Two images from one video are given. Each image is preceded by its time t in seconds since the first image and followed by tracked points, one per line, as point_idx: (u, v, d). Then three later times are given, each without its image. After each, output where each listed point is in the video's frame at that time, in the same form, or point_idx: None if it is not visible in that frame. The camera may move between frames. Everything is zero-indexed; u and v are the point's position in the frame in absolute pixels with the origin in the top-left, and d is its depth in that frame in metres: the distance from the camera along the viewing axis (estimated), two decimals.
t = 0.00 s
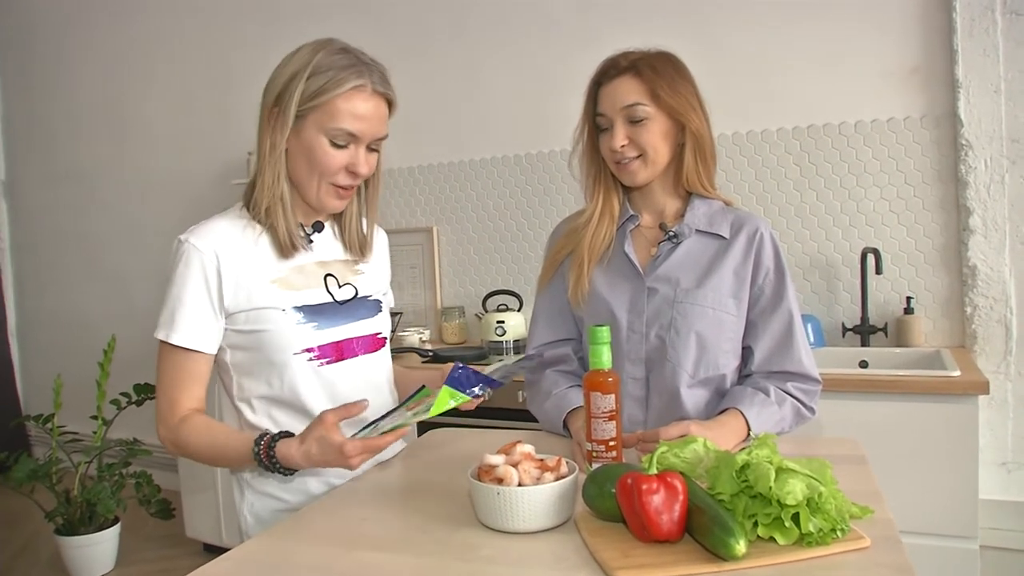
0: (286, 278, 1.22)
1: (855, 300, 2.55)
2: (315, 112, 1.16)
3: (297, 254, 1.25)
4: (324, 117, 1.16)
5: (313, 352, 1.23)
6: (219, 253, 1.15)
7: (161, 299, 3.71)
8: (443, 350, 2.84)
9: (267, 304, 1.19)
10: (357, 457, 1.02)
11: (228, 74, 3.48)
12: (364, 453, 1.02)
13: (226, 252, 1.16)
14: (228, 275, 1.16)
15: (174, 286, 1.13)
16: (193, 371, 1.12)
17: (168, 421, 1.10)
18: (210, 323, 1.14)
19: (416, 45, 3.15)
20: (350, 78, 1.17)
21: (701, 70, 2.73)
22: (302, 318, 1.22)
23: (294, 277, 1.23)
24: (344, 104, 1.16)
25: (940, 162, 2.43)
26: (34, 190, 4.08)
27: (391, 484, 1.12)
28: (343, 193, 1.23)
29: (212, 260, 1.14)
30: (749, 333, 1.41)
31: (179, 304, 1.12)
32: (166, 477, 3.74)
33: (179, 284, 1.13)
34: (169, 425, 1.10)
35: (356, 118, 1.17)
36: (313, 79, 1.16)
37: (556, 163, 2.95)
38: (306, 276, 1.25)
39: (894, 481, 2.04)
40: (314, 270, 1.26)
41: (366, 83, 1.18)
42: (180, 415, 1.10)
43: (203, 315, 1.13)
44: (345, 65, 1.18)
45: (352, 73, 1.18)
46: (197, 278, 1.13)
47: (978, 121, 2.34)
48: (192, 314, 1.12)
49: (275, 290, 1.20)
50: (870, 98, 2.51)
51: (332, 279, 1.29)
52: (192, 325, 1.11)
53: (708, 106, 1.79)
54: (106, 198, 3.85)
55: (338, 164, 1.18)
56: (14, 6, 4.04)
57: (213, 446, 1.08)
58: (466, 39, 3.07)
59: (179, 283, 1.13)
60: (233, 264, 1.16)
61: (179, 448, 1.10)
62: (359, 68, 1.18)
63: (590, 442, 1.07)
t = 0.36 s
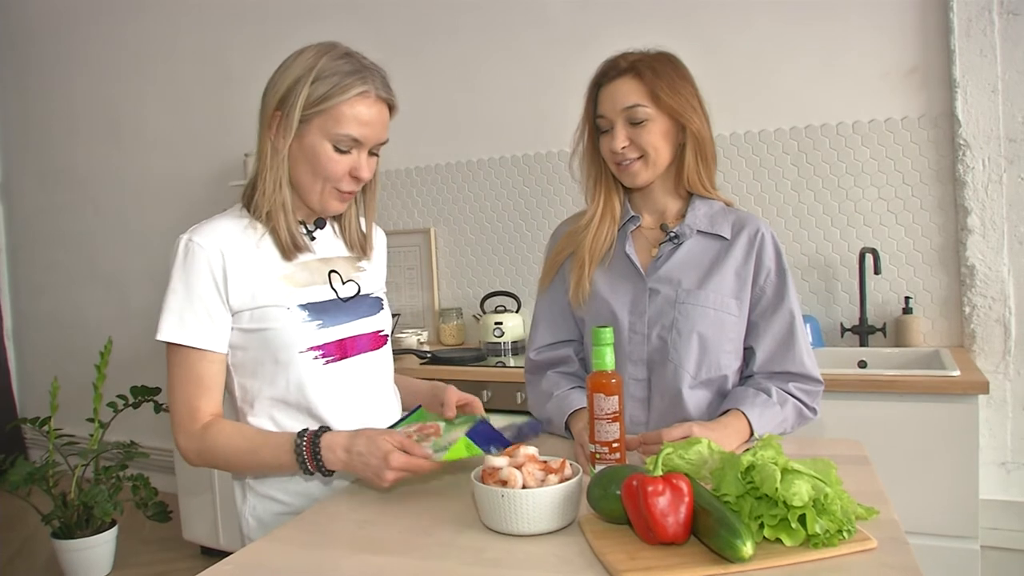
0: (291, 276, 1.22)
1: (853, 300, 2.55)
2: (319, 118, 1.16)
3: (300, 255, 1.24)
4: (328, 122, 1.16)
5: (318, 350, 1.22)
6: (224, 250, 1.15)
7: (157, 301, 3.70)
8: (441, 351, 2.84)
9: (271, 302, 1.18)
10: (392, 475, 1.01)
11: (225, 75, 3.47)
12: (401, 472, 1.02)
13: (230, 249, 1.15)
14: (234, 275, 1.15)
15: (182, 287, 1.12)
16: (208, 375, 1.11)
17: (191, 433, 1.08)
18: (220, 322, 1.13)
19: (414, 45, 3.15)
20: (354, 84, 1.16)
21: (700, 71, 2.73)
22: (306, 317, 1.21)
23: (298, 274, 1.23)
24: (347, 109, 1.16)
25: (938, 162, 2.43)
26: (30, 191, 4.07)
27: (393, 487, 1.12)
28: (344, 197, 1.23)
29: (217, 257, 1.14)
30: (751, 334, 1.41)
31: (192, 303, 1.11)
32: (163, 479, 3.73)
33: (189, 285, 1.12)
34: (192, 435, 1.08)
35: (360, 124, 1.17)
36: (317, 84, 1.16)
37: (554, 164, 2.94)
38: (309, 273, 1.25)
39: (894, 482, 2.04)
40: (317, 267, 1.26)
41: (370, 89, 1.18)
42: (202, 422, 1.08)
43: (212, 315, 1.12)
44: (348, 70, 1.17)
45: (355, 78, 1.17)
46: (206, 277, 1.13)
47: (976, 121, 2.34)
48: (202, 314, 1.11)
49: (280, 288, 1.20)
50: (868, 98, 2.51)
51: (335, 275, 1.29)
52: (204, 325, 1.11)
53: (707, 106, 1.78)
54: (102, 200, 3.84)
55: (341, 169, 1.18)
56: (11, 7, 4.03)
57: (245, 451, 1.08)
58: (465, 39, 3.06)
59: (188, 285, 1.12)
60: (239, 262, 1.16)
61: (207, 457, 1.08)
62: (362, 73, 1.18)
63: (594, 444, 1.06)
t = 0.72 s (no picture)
0: (291, 281, 1.22)
1: (852, 300, 2.55)
2: (323, 124, 1.16)
3: (303, 261, 1.24)
4: (332, 128, 1.16)
5: (319, 356, 1.22)
6: (224, 255, 1.15)
7: (155, 306, 3.69)
8: (440, 354, 2.84)
9: (272, 308, 1.18)
10: (397, 475, 1.01)
11: (222, 78, 3.47)
12: (406, 476, 1.02)
13: (231, 255, 1.15)
14: (235, 280, 1.15)
15: (184, 294, 1.12)
16: (213, 382, 1.11)
17: (198, 441, 1.07)
18: (222, 329, 1.13)
19: (412, 48, 3.15)
20: (357, 89, 1.17)
21: (697, 72, 2.73)
22: (308, 322, 1.21)
23: (299, 280, 1.23)
24: (350, 114, 1.16)
25: (936, 163, 2.43)
26: (27, 196, 4.06)
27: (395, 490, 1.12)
28: (348, 202, 1.23)
29: (217, 262, 1.14)
30: (752, 335, 1.41)
31: (194, 309, 1.11)
32: (161, 485, 3.72)
33: (192, 291, 1.12)
34: (198, 443, 1.07)
35: (363, 128, 1.17)
36: (319, 90, 1.16)
37: (552, 166, 2.95)
38: (310, 278, 1.24)
39: (895, 482, 2.04)
40: (318, 272, 1.26)
41: (372, 93, 1.18)
42: (208, 430, 1.08)
43: (215, 321, 1.12)
44: (350, 75, 1.17)
45: (357, 83, 1.17)
46: (208, 282, 1.13)
47: (973, 121, 2.35)
48: (204, 321, 1.11)
49: (281, 293, 1.20)
50: (866, 99, 2.51)
51: (337, 280, 1.29)
52: (207, 332, 1.11)
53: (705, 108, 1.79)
54: (100, 204, 3.84)
55: (344, 174, 1.18)
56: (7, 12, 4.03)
57: (254, 457, 1.06)
58: (463, 42, 3.06)
59: (190, 292, 1.12)
60: (240, 268, 1.16)
61: (208, 465, 1.07)
62: (364, 78, 1.18)
63: (597, 447, 1.06)
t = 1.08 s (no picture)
0: (291, 284, 1.22)
1: (851, 300, 2.56)
2: (322, 125, 1.16)
3: (303, 264, 1.24)
4: (332, 129, 1.16)
5: (319, 358, 1.22)
6: (224, 260, 1.14)
7: (154, 307, 3.69)
8: (439, 355, 2.84)
9: (273, 311, 1.19)
10: (377, 478, 1.00)
11: (221, 79, 3.47)
12: (386, 477, 1.00)
13: (231, 259, 1.15)
14: (234, 285, 1.15)
15: (182, 297, 1.12)
16: (209, 384, 1.12)
17: (189, 439, 1.08)
18: (221, 332, 1.13)
19: (411, 49, 3.15)
20: (356, 90, 1.17)
21: (696, 72, 2.73)
22: (308, 325, 1.22)
23: (299, 282, 1.23)
24: (350, 115, 1.16)
25: (935, 162, 2.44)
26: (26, 197, 4.06)
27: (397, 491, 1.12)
28: (349, 203, 1.23)
29: (217, 267, 1.14)
30: (752, 336, 1.41)
31: (190, 313, 1.11)
32: (161, 486, 3.72)
33: (188, 294, 1.12)
34: (190, 443, 1.08)
35: (363, 129, 1.17)
36: (318, 91, 1.16)
37: (551, 166, 2.95)
38: (311, 281, 1.25)
39: (894, 481, 2.04)
40: (319, 274, 1.26)
41: (371, 93, 1.18)
42: (201, 430, 1.08)
43: (213, 325, 1.12)
44: (349, 75, 1.18)
45: (356, 84, 1.17)
46: (206, 286, 1.13)
47: (972, 120, 2.36)
48: (201, 324, 1.11)
49: (281, 296, 1.20)
50: (864, 99, 2.52)
51: (338, 282, 1.29)
52: (204, 336, 1.11)
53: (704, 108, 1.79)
54: (99, 205, 3.84)
55: (345, 175, 1.18)
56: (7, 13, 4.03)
57: (243, 461, 1.07)
58: (461, 42, 3.07)
59: (190, 295, 1.12)
60: (241, 272, 1.16)
61: (201, 467, 1.08)
62: (362, 78, 1.18)
63: (599, 447, 1.07)
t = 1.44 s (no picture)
0: (289, 282, 1.22)
1: (848, 300, 2.56)
2: (313, 122, 1.16)
3: (299, 262, 1.25)
4: (322, 126, 1.16)
5: (316, 357, 1.22)
6: (224, 256, 1.16)
7: (153, 306, 3.70)
8: (438, 354, 2.85)
9: (271, 309, 1.19)
10: (445, 449, 1.05)
11: (220, 79, 3.48)
12: (453, 449, 1.05)
13: (229, 255, 1.16)
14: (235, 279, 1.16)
15: (189, 295, 1.13)
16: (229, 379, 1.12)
17: (220, 442, 1.09)
18: (230, 329, 1.14)
19: (409, 49, 3.15)
20: (346, 87, 1.17)
21: (694, 73, 2.74)
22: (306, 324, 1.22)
23: (296, 281, 1.23)
24: (341, 112, 1.16)
25: (932, 162, 2.44)
26: (24, 196, 4.06)
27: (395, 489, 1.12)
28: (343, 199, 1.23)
29: (217, 262, 1.15)
30: (748, 334, 1.42)
31: (197, 309, 1.12)
32: (159, 485, 3.72)
33: (195, 291, 1.13)
34: (223, 444, 1.09)
35: (354, 126, 1.17)
36: (309, 89, 1.16)
37: (549, 166, 2.95)
38: (308, 279, 1.25)
39: (891, 480, 2.05)
40: (315, 273, 1.26)
41: (362, 90, 1.18)
42: (231, 430, 1.09)
43: (221, 321, 1.13)
44: (340, 73, 1.18)
45: (347, 81, 1.18)
46: (209, 282, 1.14)
47: (969, 121, 2.36)
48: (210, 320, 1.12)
49: (279, 294, 1.20)
50: (861, 99, 2.52)
51: (334, 281, 1.29)
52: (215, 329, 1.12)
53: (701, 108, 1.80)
54: (97, 204, 3.84)
55: (337, 171, 1.18)
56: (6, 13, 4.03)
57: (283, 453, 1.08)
58: (459, 42, 3.07)
59: (195, 292, 1.13)
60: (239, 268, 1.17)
61: (234, 467, 1.09)
62: (353, 75, 1.18)
63: (595, 446, 1.07)
